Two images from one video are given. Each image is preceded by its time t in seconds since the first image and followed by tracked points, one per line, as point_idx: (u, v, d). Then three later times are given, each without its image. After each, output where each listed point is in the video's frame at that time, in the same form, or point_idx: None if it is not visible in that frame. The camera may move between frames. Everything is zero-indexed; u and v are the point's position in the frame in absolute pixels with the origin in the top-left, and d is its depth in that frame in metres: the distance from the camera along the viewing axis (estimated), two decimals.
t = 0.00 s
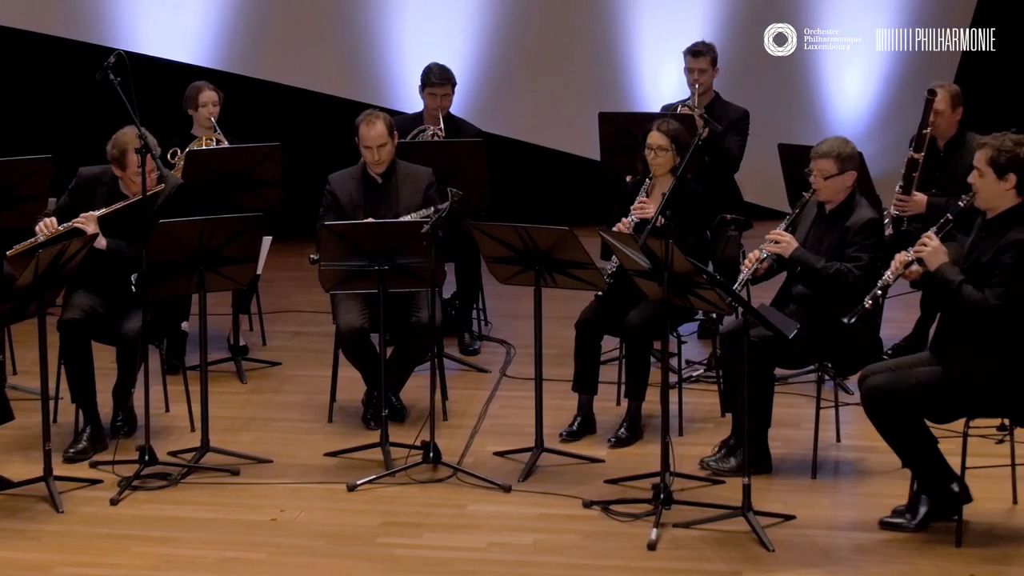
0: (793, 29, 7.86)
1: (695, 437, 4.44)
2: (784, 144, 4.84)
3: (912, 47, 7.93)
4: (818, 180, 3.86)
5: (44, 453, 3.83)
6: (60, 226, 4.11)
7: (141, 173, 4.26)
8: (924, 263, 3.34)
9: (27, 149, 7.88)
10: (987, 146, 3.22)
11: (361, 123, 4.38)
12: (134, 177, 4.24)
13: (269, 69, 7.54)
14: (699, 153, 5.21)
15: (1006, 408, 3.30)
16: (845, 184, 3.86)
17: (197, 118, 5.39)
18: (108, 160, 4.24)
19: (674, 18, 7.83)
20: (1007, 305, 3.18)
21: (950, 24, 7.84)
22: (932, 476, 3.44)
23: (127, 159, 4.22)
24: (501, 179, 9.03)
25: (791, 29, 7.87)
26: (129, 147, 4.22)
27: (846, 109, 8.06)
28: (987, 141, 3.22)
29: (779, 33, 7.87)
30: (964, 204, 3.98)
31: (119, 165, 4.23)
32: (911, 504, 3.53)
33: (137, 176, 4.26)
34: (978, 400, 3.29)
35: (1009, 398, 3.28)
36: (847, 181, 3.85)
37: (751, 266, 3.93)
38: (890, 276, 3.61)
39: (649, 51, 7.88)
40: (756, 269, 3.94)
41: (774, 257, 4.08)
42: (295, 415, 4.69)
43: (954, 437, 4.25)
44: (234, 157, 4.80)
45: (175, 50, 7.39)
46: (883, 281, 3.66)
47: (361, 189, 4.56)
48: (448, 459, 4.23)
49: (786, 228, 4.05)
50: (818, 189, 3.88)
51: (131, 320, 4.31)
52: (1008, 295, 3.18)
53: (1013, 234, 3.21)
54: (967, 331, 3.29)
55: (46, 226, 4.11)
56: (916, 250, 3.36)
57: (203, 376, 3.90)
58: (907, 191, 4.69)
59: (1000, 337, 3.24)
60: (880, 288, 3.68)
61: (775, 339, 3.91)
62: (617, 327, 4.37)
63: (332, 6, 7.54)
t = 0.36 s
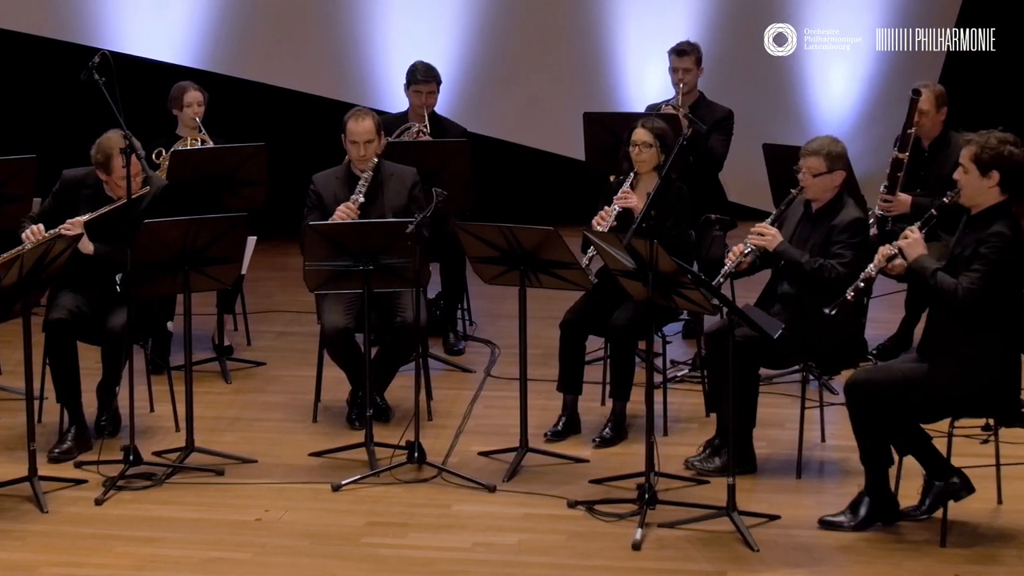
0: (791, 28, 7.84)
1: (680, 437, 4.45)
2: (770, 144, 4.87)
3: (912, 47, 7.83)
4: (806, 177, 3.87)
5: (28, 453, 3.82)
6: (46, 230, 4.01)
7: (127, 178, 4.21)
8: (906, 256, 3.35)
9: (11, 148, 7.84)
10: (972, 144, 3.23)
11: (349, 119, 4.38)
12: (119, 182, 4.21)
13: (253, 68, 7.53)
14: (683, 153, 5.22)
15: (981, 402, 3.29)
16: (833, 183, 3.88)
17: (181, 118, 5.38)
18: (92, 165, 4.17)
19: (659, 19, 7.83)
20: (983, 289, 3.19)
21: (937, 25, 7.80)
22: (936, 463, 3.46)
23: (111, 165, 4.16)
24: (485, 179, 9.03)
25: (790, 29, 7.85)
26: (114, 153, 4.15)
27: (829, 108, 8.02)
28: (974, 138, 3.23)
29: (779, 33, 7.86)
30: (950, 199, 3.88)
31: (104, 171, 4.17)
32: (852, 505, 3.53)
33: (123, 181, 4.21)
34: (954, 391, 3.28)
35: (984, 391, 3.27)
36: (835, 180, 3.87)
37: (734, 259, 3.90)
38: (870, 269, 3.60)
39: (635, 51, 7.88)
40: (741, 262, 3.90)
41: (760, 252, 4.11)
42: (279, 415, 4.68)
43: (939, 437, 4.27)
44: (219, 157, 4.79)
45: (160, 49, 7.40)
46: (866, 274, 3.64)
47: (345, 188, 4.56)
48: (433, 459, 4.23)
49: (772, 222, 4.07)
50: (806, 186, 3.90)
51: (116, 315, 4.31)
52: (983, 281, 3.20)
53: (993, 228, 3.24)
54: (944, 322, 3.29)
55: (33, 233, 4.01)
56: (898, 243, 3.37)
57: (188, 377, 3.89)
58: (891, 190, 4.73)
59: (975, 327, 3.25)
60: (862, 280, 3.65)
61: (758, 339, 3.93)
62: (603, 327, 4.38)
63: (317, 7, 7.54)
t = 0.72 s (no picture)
0: (791, 27, 7.84)
1: (665, 437, 4.46)
2: (756, 145, 4.90)
3: (912, 47, 7.86)
4: (796, 175, 3.88)
5: (13, 453, 3.81)
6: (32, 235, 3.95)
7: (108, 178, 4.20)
8: (893, 268, 3.37)
9: None
10: (947, 147, 3.26)
11: (335, 116, 4.40)
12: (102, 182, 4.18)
13: (235, 67, 7.51)
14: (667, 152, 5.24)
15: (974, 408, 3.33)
16: (823, 182, 3.89)
17: (167, 118, 5.37)
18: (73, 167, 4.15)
19: (644, 20, 7.83)
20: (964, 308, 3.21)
21: (919, 25, 7.83)
22: (921, 463, 3.49)
23: (93, 166, 4.14)
24: (470, 179, 9.04)
25: (790, 29, 7.84)
26: (95, 153, 4.13)
27: (814, 110, 8.03)
28: (948, 142, 3.26)
29: (779, 34, 7.86)
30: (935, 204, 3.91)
31: (85, 172, 4.15)
32: (821, 503, 3.54)
33: (105, 182, 4.19)
34: (946, 401, 3.32)
35: (975, 399, 3.31)
36: (825, 179, 3.89)
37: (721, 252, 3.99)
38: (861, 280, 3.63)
39: (620, 51, 7.88)
40: (725, 257, 3.98)
41: (745, 249, 4.16)
42: (265, 415, 4.68)
43: (924, 437, 4.30)
44: (203, 157, 4.78)
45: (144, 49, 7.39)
46: (857, 286, 3.67)
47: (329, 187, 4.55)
48: (417, 459, 4.23)
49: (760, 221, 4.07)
50: (796, 183, 3.91)
51: (102, 312, 4.30)
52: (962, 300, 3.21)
53: (973, 237, 3.24)
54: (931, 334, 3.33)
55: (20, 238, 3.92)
56: (885, 255, 3.40)
57: (172, 377, 3.87)
58: (875, 191, 4.76)
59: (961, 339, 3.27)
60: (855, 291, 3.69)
61: (743, 339, 3.94)
62: (587, 327, 4.39)
63: (299, 7, 7.53)
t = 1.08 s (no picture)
0: (790, 27, 7.85)
1: (650, 437, 4.47)
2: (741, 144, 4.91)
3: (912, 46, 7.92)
4: (779, 181, 3.88)
5: None
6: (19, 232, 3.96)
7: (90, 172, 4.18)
8: (883, 276, 3.37)
9: None
10: (929, 150, 3.28)
11: (321, 116, 4.38)
12: (84, 176, 4.16)
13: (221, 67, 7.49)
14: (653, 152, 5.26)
15: (972, 407, 3.35)
16: (806, 185, 3.90)
17: (152, 119, 5.36)
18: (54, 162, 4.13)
19: (630, 19, 7.84)
20: (960, 309, 3.24)
21: (907, 25, 7.89)
22: (904, 464, 3.48)
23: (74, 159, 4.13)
24: (455, 179, 9.05)
25: (790, 29, 7.86)
26: (76, 145, 4.13)
27: (798, 109, 8.05)
28: (929, 144, 3.28)
29: (779, 33, 7.88)
30: (919, 206, 3.95)
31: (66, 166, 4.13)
32: (806, 503, 3.56)
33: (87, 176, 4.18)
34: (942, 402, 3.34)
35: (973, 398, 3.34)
36: (809, 182, 3.90)
37: (717, 271, 3.96)
38: (848, 291, 3.64)
39: (605, 51, 7.89)
40: (724, 274, 3.96)
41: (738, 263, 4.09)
42: (249, 415, 4.67)
43: (909, 437, 4.32)
44: (187, 157, 4.76)
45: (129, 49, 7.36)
46: (846, 296, 3.68)
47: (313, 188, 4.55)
48: (402, 459, 4.24)
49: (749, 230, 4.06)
50: (780, 191, 3.90)
51: (88, 312, 4.30)
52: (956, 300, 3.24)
53: (962, 235, 3.27)
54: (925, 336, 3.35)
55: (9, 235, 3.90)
56: (873, 262, 3.40)
57: (156, 376, 3.88)
58: (860, 191, 4.76)
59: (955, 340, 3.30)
60: (845, 302, 3.70)
61: (729, 339, 3.96)
62: (572, 327, 4.40)
63: (282, 6, 7.53)
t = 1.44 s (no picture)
0: (791, 26, 7.87)
1: (634, 437, 4.49)
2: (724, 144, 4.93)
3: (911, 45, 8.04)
4: (766, 181, 3.89)
5: None
6: None
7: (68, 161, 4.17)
8: (866, 268, 3.39)
9: None
10: (919, 147, 3.29)
11: (304, 115, 4.38)
12: (63, 165, 4.17)
13: (205, 68, 7.49)
14: (637, 153, 5.28)
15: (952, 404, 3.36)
16: (792, 185, 3.91)
17: (136, 120, 5.34)
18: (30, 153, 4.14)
19: (616, 24, 7.86)
20: (947, 297, 3.25)
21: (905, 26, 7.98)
22: (889, 465, 3.50)
23: (51, 148, 4.13)
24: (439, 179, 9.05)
25: (792, 29, 7.88)
26: (52, 134, 4.13)
27: (782, 109, 8.05)
28: (919, 142, 3.29)
29: (779, 33, 7.91)
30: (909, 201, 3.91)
31: (42, 155, 4.13)
32: (792, 503, 3.57)
33: (65, 164, 4.17)
34: (923, 396, 3.35)
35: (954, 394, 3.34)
36: (794, 181, 3.91)
37: (702, 271, 3.99)
38: (830, 285, 3.66)
39: (589, 52, 7.90)
40: (709, 274, 3.99)
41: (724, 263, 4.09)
42: (234, 415, 4.67)
43: (893, 437, 4.34)
44: (169, 156, 4.75)
45: (114, 49, 7.33)
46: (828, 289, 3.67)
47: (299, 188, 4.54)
48: (387, 459, 4.24)
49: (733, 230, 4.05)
50: (766, 190, 3.93)
51: (74, 311, 4.30)
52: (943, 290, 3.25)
53: (948, 229, 3.29)
54: (909, 326, 3.36)
55: None
56: (857, 255, 3.41)
57: (142, 376, 3.86)
58: (845, 191, 4.81)
59: (941, 331, 3.31)
60: (827, 295, 3.69)
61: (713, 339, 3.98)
62: (556, 327, 4.41)
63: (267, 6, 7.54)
